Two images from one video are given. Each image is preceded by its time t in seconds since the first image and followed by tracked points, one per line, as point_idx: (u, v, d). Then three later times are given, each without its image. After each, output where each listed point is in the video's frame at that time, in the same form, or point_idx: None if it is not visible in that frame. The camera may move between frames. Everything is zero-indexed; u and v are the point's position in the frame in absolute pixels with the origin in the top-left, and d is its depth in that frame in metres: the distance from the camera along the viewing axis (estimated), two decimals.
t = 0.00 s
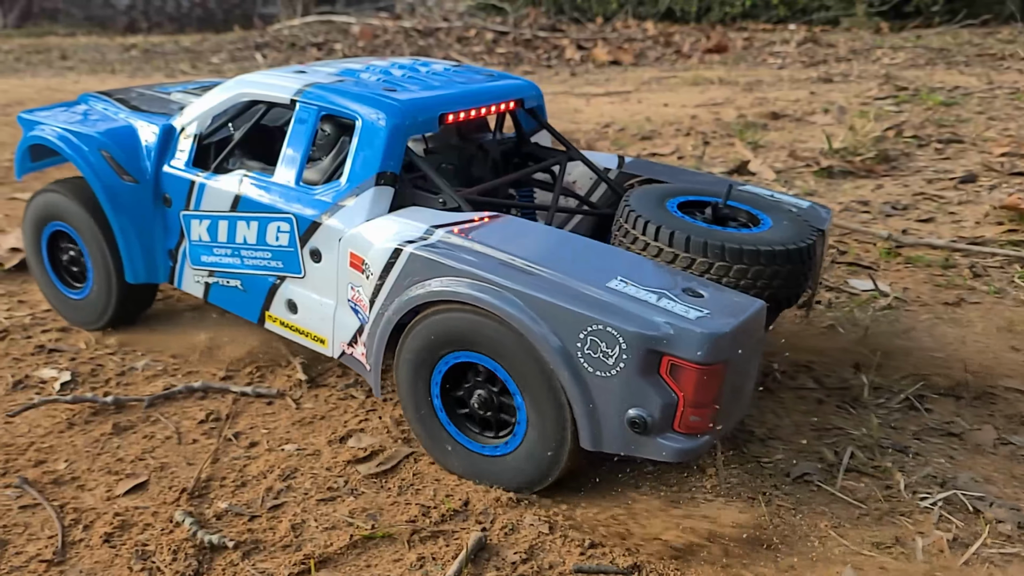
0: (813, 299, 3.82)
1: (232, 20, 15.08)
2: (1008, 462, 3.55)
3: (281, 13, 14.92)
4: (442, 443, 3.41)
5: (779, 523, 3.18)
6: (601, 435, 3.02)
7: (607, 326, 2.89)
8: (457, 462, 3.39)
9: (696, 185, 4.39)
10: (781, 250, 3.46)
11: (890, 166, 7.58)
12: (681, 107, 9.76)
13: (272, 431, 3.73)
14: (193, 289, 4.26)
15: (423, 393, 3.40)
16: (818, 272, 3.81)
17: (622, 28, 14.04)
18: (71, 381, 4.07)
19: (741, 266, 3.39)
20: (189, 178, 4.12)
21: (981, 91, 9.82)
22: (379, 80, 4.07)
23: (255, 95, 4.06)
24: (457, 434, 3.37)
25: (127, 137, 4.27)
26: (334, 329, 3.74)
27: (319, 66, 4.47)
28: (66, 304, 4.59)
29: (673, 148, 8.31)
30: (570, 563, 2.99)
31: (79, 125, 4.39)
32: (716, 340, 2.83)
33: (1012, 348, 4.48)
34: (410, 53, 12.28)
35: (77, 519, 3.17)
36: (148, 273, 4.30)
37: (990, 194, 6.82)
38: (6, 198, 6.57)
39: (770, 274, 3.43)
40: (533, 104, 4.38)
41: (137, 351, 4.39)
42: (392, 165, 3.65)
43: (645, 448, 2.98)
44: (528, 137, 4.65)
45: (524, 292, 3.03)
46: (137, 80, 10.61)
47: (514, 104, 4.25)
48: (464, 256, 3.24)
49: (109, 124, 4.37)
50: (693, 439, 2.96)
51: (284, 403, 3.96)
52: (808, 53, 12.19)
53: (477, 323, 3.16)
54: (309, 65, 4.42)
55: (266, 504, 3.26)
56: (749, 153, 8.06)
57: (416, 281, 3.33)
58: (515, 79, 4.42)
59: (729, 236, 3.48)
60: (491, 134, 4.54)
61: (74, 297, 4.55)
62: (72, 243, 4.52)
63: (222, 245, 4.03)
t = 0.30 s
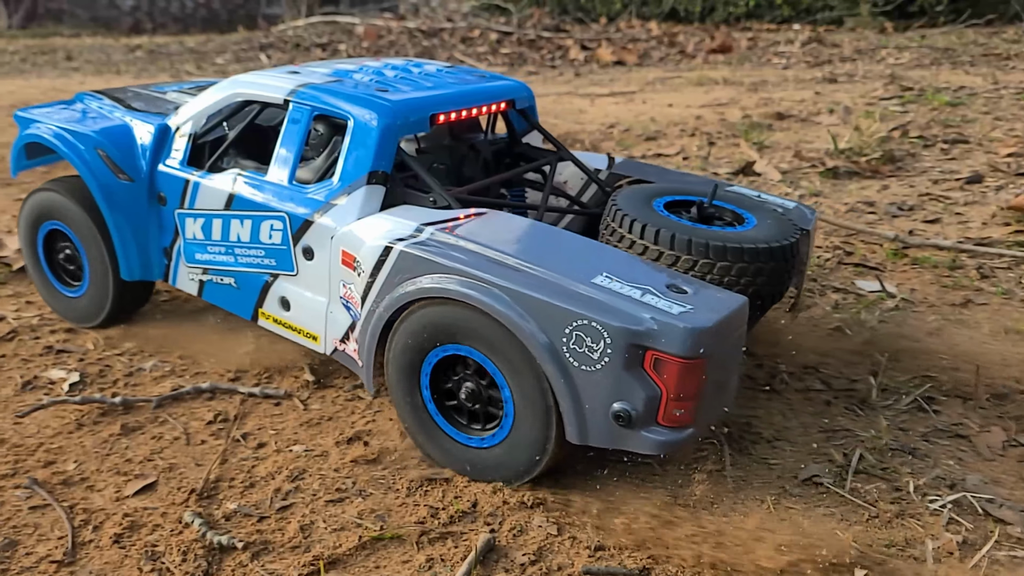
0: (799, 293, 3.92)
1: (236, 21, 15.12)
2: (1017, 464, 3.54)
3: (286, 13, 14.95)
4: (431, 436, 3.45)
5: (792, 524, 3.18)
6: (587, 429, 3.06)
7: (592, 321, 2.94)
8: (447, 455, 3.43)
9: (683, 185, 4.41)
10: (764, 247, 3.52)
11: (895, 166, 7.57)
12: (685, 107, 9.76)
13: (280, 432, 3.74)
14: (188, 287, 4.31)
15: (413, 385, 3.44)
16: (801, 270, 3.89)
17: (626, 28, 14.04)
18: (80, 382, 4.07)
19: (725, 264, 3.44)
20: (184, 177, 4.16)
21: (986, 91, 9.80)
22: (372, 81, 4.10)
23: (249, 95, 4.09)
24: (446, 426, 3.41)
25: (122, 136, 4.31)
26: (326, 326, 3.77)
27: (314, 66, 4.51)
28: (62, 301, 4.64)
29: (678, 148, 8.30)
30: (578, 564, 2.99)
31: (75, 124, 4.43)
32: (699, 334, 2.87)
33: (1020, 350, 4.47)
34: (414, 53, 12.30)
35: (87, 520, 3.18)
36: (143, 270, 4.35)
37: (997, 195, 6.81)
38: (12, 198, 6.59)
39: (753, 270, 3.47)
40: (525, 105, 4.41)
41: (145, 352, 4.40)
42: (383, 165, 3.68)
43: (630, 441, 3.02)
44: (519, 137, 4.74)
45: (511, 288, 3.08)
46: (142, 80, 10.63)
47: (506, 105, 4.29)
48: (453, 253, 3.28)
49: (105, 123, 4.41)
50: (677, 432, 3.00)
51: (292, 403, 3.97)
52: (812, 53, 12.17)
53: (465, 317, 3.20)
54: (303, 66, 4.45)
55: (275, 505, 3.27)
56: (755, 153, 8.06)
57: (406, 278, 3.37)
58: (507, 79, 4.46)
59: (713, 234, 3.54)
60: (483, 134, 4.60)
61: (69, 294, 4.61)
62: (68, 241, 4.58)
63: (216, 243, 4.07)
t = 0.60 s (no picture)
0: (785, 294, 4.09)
1: (241, 22, 15.15)
2: None
3: (290, 14, 14.97)
4: (420, 426, 3.51)
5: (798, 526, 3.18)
6: (572, 425, 3.14)
7: (577, 319, 3.00)
8: (434, 445, 3.49)
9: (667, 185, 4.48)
10: (748, 248, 3.57)
11: (902, 167, 7.55)
12: (691, 108, 9.75)
13: (289, 433, 3.75)
14: (183, 284, 4.35)
15: (402, 377, 3.49)
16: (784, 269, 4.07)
17: (631, 28, 14.02)
18: (89, 383, 4.09)
19: (709, 264, 3.50)
20: (178, 175, 4.20)
21: (993, 92, 9.77)
22: (363, 81, 4.16)
23: (244, 95, 4.14)
24: (434, 418, 3.46)
25: (118, 135, 4.36)
26: (318, 322, 3.81)
27: (306, 66, 4.57)
28: (58, 299, 4.68)
29: (684, 149, 8.28)
30: (588, 566, 2.99)
31: (70, 123, 4.46)
32: (681, 333, 2.93)
33: None
34: (419, 54, 12.31)
35: (97, 520, 3.19)
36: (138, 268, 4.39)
37: (1005, 196, 6.79)
38: (20, 198, 6.62)
39: (737, 271, 3.53)
40: (516, 106, 4.50)
41: (153, 353, 4.41)
42: (375, 164, 3.74)
43: (613, 436, 3.09)
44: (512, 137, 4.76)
45: (499, 286, 3.15)
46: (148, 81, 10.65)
47: (496, 105, 4.36)
48: (443, 252, 3.34)
49: (101, 122, 4.45)
50: (659, 428, 3.07)
51: (301, 404, 3.98)
52: (818, 53, 12.14)
53: (455, 313, 3.26)
54: (296, 66, 4.51)
55: (284, 506, 3.27)
56: (761, 154, 8.04)
57: (397, 276, 3.43)
58: (497, 80, 4.53)
59: (698, 234, 3.59)
60: (475, 134, 4.62)
61: (66, 292, 4.64)
62: (64, 239, 4.61)
63: (211, 241, 4.11)
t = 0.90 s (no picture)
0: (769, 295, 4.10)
1: (246, 23, 15.20)
2: None
3: (295, 15, 15.00)
4: (409, 421, 3.56)
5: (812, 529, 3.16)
6: (556, 420, 3.17)
7: (562, 316, 3.05)
8: (423, 438, 3.53)
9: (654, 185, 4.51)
10: (731, 249, 3.60)
11: (909, 168, 7.53)
12: (696, 109, 9.74)
13: (298, 434, 3.75)
14: (176, 280, 4.38)
15: (393, 372, 3.55)
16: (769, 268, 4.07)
17: (636, 29, 14.02)
18: (99, 384, 4.10)
19: (693, 265, 3.54)
20: (174, 173, 4.24)
21: (1000, 92, 9.73)
22: (356, 80, 4.21)
23: (238, 94, 4.19)
24: (423, 413, 3.51)
25: (114, 133, 4.40)
26: (311, 318, 3.86)
27: (300, 66, 4.63)
28: (54, 295, 4.72)
29: (690, 149, 8.27)
30: (598, 568, 2.99)
31: (67, 121, 4.48)
32: (663, 332, 2.98)
33: None
34: (424, 55, 12.33)
35: (108, 521, 3.20)
36: (133, 264, 4.41)
37: (1013, 198, 6.77)
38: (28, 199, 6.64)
39: (721, 272, 3.56)
40: (508, 106, 4.56)
41: (162, 354, 4.43)
42: (367, 162, 3.80)
43: (595, 432, 3.13)
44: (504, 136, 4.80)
45: (486, 283, 3.19)
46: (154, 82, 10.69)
47: (487, 105, 4.43)
48: (432, 249, 3.39)
49: (97, 120, 4.49)
50: (640, 425, 3.10)
51: (309, 405, 3.98)
52: (823, 53, 12.12)
53: (445, 309, 3.31)
54: (290, 66, 4.57)
55: (294, 507, 3.28)
56: (767, 155, 8.03)
57: (387, 272, 3.48)
58: (490, 80, 4.59)
59: (683, 235, 3.63)
60: (467, 133, 4.65)
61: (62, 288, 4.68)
62: (60, 236, 4.65)
63: (204, 238, 4.15)
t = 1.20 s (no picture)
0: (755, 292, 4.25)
1: (251, 23, 15.24)
2: None
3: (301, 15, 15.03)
4: (399, 414, 3.62)
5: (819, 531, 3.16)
6: (542, 414, 3.24)
7: (547, 311, 3.11)
8: (414, 432, 3.60)
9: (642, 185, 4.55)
10: (715, 247, 3.67)
11: (916, 169, 7.51)
12: (702, 109, 9.73)
13: (307, 435, 3.76)
14: (171, 276, 4.44)
15: (383, 366, 3.61)
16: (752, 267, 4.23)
17: (641, 29, 14.01)
18: (109, 385, 4.11)
19: (677, 261, 3.60)
20: (169, 170, 4.31)
21: (1008, 92, 9.70)
22: (350, 81, 4.27)
23: (234, 93, 4.25)
24: (413, 406, 3.58)
25: (111, 130, 4.45)
26: (303, 314, 3.92)
27: (295, 66, 4.68)
28: (50, 289, 4.80)
29: (697, 150, 8.26)
30: (609, 570, 2.99)
31: (64, 118, 4.53)
32: (646, 325, 3.05)
33: None
34: (429, 55, 12.35)
35: (120, 521, 3.21)
36: (128, 259, 4.48)
37: (1021, 199, 6.74)
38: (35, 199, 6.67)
39: (704, 268, 3.63)
40: (499, 107, 4.60)
41: (171, 354, 4.45)
42: (359, 161, 3.85)
43: (581, 425, 3.20)
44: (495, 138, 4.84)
45: (474, 279, 3.25)
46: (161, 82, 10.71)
47: (479, 106, 4.48)
48: (422, 246, 3.43)
49: (94, 117, 4.54)
50: (625, 417, 3.18)
51: (318, 407, 3.99)
52: (830, 54, 12.09)
53: (434, 305, 3.37)
54: (286, 66, 4.63)
55: (304, 508, 3.29)
56: (774, 156, 8.01)
57: (378, 269, 3.53)
58: (482, 82, 4.64)
59: (667, 232, 3.69)
60: (459, 134, 4.70)
61: (61, 281, 4.75)
62: (56, 231, 4.72)
63: (199, 235, 4.22)
